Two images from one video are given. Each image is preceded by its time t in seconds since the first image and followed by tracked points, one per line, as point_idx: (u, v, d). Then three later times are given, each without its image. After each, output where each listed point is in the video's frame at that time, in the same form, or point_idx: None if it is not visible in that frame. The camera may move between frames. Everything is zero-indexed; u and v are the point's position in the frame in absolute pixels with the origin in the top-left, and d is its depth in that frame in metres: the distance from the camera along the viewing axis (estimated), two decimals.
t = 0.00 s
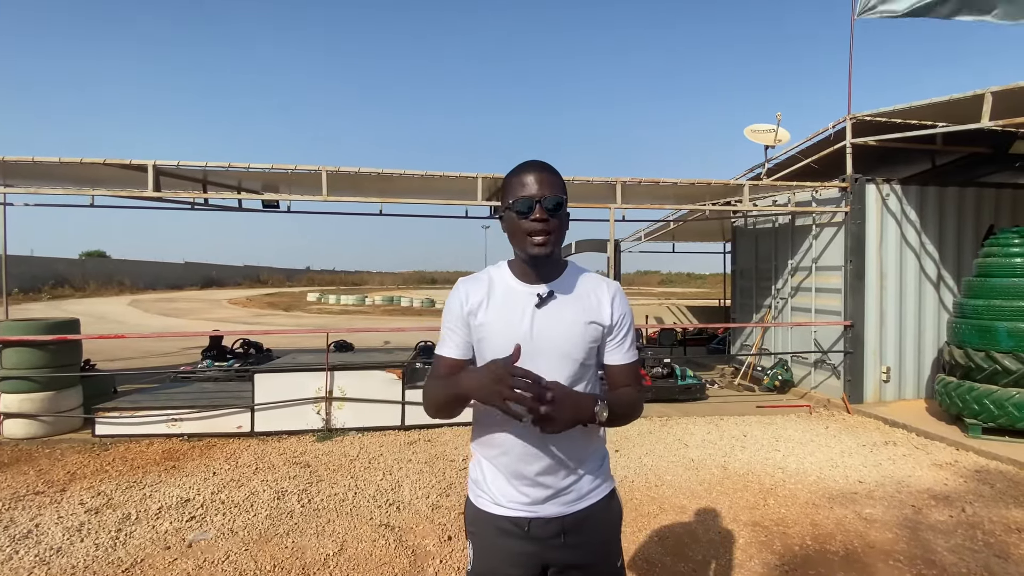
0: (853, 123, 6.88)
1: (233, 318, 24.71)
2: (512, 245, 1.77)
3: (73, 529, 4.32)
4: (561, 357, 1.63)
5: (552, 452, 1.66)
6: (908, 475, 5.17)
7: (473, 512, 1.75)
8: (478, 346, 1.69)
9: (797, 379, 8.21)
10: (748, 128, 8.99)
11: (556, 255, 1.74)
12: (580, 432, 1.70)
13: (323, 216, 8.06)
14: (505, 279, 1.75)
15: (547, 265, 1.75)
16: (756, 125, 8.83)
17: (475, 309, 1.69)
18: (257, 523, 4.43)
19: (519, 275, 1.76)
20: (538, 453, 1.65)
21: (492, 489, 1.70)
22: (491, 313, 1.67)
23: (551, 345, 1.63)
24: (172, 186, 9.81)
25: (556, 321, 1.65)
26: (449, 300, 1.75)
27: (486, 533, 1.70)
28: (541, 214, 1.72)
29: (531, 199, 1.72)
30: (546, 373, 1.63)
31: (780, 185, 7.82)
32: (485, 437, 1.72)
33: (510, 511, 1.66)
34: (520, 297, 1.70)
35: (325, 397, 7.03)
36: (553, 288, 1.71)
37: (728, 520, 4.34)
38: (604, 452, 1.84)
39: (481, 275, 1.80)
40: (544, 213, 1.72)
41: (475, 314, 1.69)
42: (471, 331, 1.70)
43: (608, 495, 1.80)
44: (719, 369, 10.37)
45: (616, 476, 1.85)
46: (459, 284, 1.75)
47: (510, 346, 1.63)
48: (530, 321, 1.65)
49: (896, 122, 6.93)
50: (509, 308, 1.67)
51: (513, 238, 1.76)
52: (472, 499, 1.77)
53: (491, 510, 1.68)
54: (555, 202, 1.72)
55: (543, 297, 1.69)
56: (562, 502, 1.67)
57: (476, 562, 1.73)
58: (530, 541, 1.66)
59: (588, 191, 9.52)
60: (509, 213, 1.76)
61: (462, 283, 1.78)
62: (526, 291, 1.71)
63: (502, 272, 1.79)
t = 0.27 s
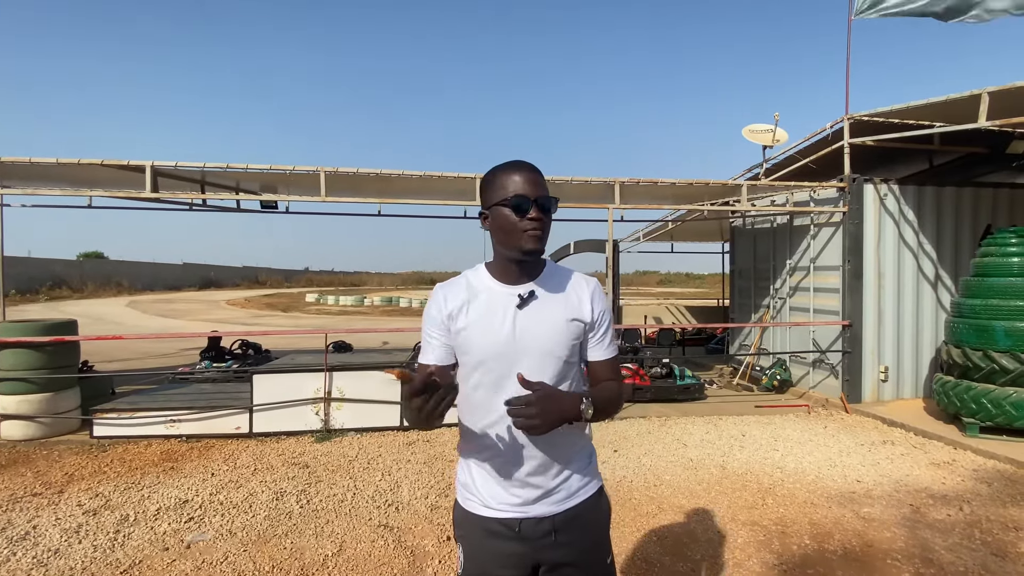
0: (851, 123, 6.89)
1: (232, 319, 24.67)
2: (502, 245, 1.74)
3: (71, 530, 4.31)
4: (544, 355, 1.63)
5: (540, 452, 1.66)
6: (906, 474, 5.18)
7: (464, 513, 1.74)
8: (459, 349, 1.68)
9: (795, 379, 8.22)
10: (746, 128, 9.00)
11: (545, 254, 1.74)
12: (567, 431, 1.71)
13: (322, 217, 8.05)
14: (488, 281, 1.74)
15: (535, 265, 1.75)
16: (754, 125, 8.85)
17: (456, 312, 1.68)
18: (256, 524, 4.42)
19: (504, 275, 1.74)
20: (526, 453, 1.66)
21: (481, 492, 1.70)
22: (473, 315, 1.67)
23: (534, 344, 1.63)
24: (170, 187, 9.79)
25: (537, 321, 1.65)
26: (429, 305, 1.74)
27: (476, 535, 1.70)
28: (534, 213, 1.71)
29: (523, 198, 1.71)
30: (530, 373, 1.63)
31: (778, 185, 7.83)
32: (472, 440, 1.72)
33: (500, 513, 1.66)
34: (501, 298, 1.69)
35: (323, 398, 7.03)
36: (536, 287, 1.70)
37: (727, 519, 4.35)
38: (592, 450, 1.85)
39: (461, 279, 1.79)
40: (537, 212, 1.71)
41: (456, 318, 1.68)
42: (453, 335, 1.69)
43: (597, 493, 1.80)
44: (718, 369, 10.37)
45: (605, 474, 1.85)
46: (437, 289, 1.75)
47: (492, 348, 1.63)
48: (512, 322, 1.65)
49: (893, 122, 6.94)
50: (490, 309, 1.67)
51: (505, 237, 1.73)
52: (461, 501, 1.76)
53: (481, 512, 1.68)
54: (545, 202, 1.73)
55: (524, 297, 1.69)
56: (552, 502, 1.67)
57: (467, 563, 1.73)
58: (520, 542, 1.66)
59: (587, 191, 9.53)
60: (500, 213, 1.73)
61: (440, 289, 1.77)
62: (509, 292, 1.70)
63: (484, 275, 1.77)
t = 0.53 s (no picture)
0: (850, 123, 6.90)
1: (230, 320, 24.63)
2: (498, 245, 1.72)
3: (69, 532, 4.30)
4: (541, 355, 1.63)
5: (538, 453, 1.66)
6: (906, 473, 5.18)
7: (461, 515, 1.73)
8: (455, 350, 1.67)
9: (794, 379, 8.22)
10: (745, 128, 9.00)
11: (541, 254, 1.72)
12: (564, 431, 1.70)
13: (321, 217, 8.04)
14: (484, 281, 1.73)
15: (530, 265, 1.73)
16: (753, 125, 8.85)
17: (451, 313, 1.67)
18: (255, 525, 4.41)
19: (500, 276, 1.72)
20: (524, 454, 1.65)
21: (478, 495, 1.69)
22: (469, 316, 1.65)
23: (531, 344, 1.63)
24: (168, 187, 9.77)
25: (533, 320, 1.65)
26: (424, 306, 1.73)
27: (473, 537, 1.69)
28: (529, 212, 1.70)
29: (518, 198, 1.70)
30: (527, 373, 1.63)
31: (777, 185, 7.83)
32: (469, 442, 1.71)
33: (498, 515, 1.65)
34: (497, 299, 1.68)
35: (323, 399, 7.02)
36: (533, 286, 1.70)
37: (727, 519, 4.34)
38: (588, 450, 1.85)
39: (455, 280, 1.78)
40: (533, 211, 1.70)
41: (452, 319, 1.67)
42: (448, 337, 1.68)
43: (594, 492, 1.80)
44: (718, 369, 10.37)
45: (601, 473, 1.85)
46: (432, 291, 1.74)
47: (488, 348, 1.62)
48: (508, 322, 1.64)
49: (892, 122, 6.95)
50: (486, 310, 1.66)
51: (501, 237, 1.72)
52: (458, 504, 1.75)
53: (478, 514, 1.67)
54: (540, 201, 1.73)
55: (520, 297, 1.68)
56: (549, 502, 1.67)
57: (465, 565, 1.72)
58: (518, 543, 1.65)
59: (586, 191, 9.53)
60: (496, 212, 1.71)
61: (434, 290, 1.76)
62: (505, 292, 1.69)
63: (480, 275, 1.76)
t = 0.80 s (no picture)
0: (848, 123, 6.91)
1: (228, 320, 24.59)
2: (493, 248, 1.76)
3: (67, 534, 4.28)
4: (551, 358, 1.63)
5: (544, 455, 1.65)
6: (905, 473, 5.19)
7: (465, 516, 1.73)
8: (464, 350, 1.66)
9: (793, 379, 8.23)
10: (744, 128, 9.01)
11: (535, 256, 1.71)
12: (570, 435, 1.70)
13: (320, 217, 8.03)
14: (490, 282, 1.73)
15: (529, 267, 1.73)
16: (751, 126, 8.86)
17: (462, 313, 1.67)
18: (254, 526, 4.40)
19: (503, 277, 1.73)
20: (530, 457, 1.65)
21: (483, 496, 1.68)
22: (480, 317, 1.65)
23: (541, 348, 1.63)
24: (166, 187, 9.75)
25: (545, 323, 1.64)
26: (433, 304, 1.72)
27: (477, 537, 1.69)
28: (517, 216, 1.70)
29: (508, 201, 1.70)
30: (537, 376, 1.62)
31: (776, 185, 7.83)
32: (475, 443, 1.71)
33: (502, 517, 1.65)
34: (507, 300, 1.68)
35: (322, 399, 7.01)
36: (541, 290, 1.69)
37: (726, 519, 4.34)
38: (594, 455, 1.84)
39: (466, 279, 1.77)
40: (521, 214, 1.69)
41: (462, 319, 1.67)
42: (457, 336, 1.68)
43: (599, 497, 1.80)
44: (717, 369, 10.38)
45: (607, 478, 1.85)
46: (442, 289, 1.72)
47: (498, 349, 1.62)
48: (519, 324, 1.64)
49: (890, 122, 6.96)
50: (497, 311, 1.65)
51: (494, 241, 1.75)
52: (462, 504, 1.75)
53: (483, 515, 1.67)
54: (533, 202, 1.70)
55: (530, 300, 1.68)
56: (553, 506, 1.66)
57: (468, 566, 1.72)
58: (522, 545, 1.65)
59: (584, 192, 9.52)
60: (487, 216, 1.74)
61: (445, 288, 1.75)
62: (512, 294, 1.69)
63: (486, 275, 1.76)
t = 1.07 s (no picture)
0: (847, 123, 6.92)
1: (226, 321, 24.57)
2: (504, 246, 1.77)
3: (65, 534, 4.28)
4: (560, 358, 1.63)
5: (549, 457, 1.65)
6: (902, 472, 5.20)
7: (468, 517, 1.73)
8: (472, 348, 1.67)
9: (791, 379, 8.24)
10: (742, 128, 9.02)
11: (546, 255, 1.72)
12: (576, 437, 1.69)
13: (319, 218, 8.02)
14: (500, 280, 1.73)
15: (539, 266, 1.74)
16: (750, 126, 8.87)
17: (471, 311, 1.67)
18: (253, 527, 4.39)
19: (514, 276, 1.74)
20: (535, 458, 1.65)
21: (488, 496, 1.68)
22: (489, 315, 1.65)
23: (549, 347, 1.63)
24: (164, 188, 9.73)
25: (553, 323, 1.65)
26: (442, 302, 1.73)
27: (481, 538, 1.69)
28: (530, 215, 1.70)
29: (521, 201, 1.71)
30: (544, 375, 1.62)
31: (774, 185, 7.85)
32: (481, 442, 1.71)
33: (506, 517, 1.65)
34: (516, 299, 1.68)
35: (321, 400, 7.00)
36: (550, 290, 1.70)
37: (725, 519, 4.35)
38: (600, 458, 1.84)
39: (476, 277, 1.78)
40: (533, 213, 1.70)
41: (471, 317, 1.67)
42: (466, 334, 1.68)
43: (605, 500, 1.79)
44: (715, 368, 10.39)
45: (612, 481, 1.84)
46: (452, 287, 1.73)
47: (506, 348, 1.62)
48: (528, 323, 1.65)
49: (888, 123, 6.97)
50: (506, 310, 1.66)
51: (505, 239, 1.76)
52: (467, 504, 1.75)
53: (487, 516, 1.67)
54: (546, 202, 1.71)
55: (540, 300, 1.68)
56: (558, 507, 1.66)
57: (472, 566, 1.72)
58: (526, 546, 1.66)
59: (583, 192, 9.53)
60: (499, 214, 1.75)
61: (455, 287, 1.76)
62: (522, 294, 1.70)
63: (496, 274, 1.77)
